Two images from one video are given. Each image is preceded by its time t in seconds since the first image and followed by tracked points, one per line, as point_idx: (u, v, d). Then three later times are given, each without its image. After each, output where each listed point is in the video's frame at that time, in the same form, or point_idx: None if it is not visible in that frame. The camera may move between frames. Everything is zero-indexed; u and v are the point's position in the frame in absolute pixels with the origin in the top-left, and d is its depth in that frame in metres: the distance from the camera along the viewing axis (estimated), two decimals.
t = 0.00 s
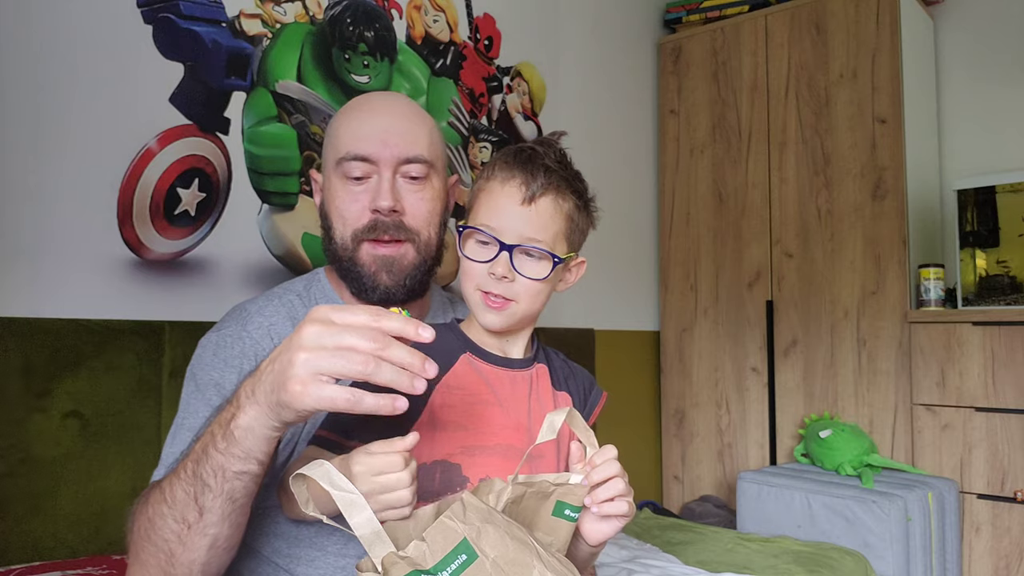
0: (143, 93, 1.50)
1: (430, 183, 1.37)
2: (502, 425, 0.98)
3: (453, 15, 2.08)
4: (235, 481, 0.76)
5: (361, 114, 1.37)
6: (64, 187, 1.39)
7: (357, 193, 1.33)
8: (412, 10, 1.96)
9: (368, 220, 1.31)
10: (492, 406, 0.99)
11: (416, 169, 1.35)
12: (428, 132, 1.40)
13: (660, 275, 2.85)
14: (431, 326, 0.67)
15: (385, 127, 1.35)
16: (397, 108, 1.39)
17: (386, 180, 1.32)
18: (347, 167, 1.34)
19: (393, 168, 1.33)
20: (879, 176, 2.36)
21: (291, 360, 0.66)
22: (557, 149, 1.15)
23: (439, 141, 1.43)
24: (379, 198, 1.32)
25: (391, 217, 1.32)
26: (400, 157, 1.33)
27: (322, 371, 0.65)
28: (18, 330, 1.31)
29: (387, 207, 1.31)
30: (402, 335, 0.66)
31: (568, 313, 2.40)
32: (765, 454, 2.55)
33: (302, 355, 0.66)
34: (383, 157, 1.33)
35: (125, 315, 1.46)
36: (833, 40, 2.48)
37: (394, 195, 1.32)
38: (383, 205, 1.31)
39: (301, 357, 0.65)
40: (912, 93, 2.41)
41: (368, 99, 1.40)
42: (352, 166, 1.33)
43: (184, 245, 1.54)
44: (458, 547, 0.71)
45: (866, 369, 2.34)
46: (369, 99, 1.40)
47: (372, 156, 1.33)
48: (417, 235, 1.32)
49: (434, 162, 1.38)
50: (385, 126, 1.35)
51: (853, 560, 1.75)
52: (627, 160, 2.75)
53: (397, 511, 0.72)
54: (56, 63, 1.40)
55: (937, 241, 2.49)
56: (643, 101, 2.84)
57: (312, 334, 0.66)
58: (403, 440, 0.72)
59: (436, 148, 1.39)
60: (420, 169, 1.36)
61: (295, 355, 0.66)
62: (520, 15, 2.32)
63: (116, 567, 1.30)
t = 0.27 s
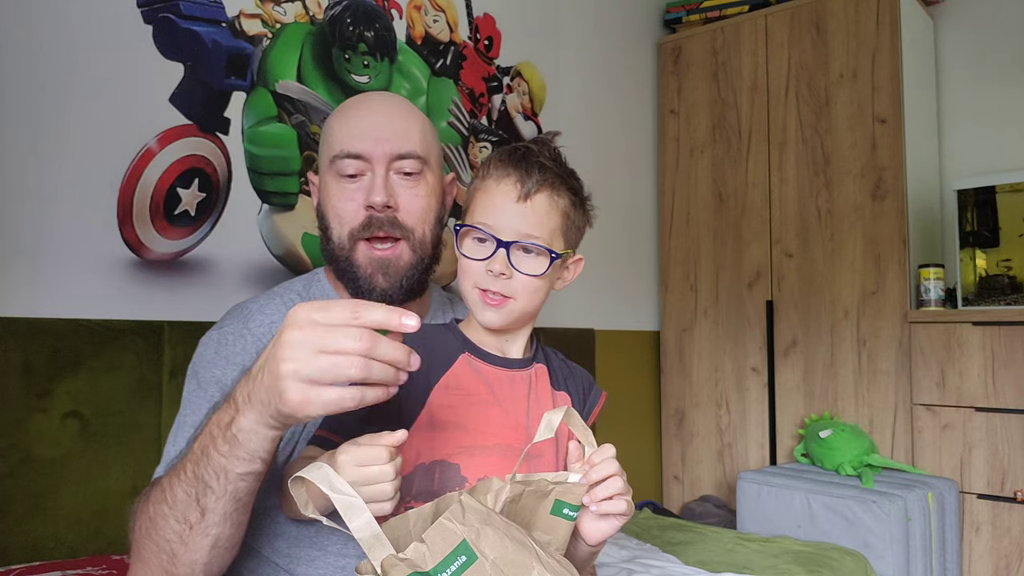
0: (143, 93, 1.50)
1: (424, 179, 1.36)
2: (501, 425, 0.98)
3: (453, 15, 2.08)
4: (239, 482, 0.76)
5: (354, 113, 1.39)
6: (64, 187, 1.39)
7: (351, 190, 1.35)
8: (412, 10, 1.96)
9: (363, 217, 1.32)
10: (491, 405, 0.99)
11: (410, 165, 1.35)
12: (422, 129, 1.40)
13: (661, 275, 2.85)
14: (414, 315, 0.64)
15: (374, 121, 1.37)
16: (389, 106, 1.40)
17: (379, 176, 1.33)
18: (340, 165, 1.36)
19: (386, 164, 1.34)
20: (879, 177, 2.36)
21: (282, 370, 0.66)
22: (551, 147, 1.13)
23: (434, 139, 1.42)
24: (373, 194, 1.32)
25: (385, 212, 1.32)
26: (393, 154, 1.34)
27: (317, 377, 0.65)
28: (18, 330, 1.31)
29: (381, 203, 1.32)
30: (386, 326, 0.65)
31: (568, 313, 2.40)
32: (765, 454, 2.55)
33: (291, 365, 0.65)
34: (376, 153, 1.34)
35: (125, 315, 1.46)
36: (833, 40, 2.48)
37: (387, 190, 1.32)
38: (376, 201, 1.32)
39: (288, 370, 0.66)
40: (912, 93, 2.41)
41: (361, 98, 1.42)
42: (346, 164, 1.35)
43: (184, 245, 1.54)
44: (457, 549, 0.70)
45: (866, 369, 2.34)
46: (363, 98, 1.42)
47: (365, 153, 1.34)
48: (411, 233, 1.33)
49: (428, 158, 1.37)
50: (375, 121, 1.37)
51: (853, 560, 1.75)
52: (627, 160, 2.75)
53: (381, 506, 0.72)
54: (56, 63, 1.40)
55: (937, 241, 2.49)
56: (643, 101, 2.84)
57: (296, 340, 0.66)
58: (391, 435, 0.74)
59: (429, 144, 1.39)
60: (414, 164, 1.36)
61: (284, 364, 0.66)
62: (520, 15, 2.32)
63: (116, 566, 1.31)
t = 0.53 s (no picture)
0: (143, 93, 1.50)
1: (423, 177, 1.40)
2: (501, 425, 0.98)
3: (453, 15, 2.08)
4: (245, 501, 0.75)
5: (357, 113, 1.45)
6: (64, 187, 1.39)
7: (352, 187, 1.38)
8: (412, 10, 1.96)
9: (364, 214, 1.35)
10: (492, 405, 0.99)
11: (409, 161, 1.39)
12: (421, 130, 1.44)
13: (661, 275, 2.85)
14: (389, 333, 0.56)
15: (374, 120, 1.42)
16: (390, 107, 1.46)
17: (379, 172, 1.36)
18: (341, 161, 1.40)
19: (386, 161, 1.37)
20: (879, 177, 2.36)
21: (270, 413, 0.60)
22: (551, 148, 1.14)
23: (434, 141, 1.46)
24: (373, 188, 1.36)
25: (384, 207, 1.35)
26: (393, 151, 1.38)
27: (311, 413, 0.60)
28: (18, 330, 1.31)
29: (380, 197, 1.35)
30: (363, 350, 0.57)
31: (568, 313, 2.40)
32: (765, 454, 2.55)
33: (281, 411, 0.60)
34: (377, 150, 1.38)
35: (125, 315, 1.46)
36: (833, 40, 2.48)
37: (387, 185, 1.36)
38: (376, 195, 1.36)
39: (280, 419, 0.60)
40: (912, 93, 2.41)
41: (363, 100, 1.48)
42: (347, 161, 1.39)
43: (184, 245, 1.54)
44: (459, 550, 0.70)
45: (866, 369, 2.34)
46: (365, 101, 1.48)
47: (366, 149, 1.38)
48: (410, 232, 1.35)
49: (427, 156, 1.42)
50: (374, 120, 1.42)
51: (853, 560, 1.75)
52: (627, 161, 2.75)
53: (383, 509, 0.72)
54: (56, 63, 1.40)
55: (937, 241, 2.49)
56: (643, 101, 2.84)
57: (278, 378, 0.59)
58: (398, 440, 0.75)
59: (428, 143, 1.44)
60: (413, 161, 1.40)
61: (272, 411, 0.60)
62: (520, 15, 2.32)
63: (116, 567, 1.30)
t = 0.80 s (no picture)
0: (143, 94, 1.50)
1: (425, 176, 1.40)
2: (502, 427, 0.98)
3: (453, 15, 2.08)
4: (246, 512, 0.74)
5: (358, 113, 1.43)
6: (64, 187, 1.39)
7: (354, 186, 1.36)
8: (412, 10, 1.96)
9: (366, 214, 1.34)
10: (492, 406, 0.99)
11: (410, 160, 1.38)
12: (421, 129, 1.44)
13: (661, 275, 2.85)
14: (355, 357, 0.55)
15: (374, 119, 1.41)
16: (390, 106, 1.44)
17: (381, 171, 1.35)
18: (342, 161, 1.38)
19: (387, 159, 1.36)
20: (879, 177, 2.36)
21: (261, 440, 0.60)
22: (553, 147, 1.14)
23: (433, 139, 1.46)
24: (375, 187, 1.34)
25: (386, 207, 1.34)
26: (394, 151, 1.37)
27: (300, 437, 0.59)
28: (18, 330, 1.31)
29: (383, 196, 1.34)
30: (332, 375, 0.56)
31: (568, 313, 2.40)
32: (765, 454, 2.55)
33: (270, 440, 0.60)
34: (379, 149, 1.36)
35: (125, 314, 1.46)
36: (833, 40, 2.48)
37: (389, 183, 1.34)
38: (379, 194, 1.34)
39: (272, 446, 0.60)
40: (912, 93, 2.41)
41: (362, 100, 1.46)
42: (349, 160, 1.37)
43: (184, 245, 1.54)
44: (459, 551, 0.70)
45: (866, 369, 2.34)
46: (364, 100, 1.46)
47: (368, 149, 1.37)
48: (411, 232, 1.36)
49: (427, 154, 1.42)
50: (375, 118, 1.41)
51: (853, 560, 1.75)
52: (627, 161, 2.75)
53: (386, 497, 0.77)
54: (56, 63, 1.40)
55: (937, 241, 2.49)
56: (643, 101, 2.84)
57: (260, 407, 0.58)
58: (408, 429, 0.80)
59: (429, 142, 1.43)
60: (414, 159, 1.39)
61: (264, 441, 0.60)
62: (520, 15, 2.32)
63: (116, 567, 1.30)
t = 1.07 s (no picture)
0: (143, 93, 1.50)
1: (425, 177, 1.40)
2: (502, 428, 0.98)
3: (453, 15, 2.08)
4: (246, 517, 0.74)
5: (357, 113, 1.41)
6: (64, 187, 1.39)
7: (354, 187, 1.35)
8: (412, 10, 1.96)
9: (366, 214, 1.34)
10: (492, 406, 0.99)
11: (410, 161, 1.38)
12: (421, 129, 1.43)
13: (661, 274, 2.85)
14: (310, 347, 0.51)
15: (374, 118, 1.39)
16: (389, 105, 1.43)
17: (382, 171, 1.35)
18: (342, 162, 1.37)
19: (388, 160, 1.36)
20: (879, 177, 2.36)
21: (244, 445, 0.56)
22: (555, 147, 1.14)
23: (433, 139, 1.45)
24: (376, 188, 1.34)
25: (387, 208, 1.35)
26: (395, 152, 1.36)
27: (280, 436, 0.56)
28: (17, 330, 1.31)
29: (383, 197, 1.34)
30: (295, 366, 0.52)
31: (568, 313, 2.40)
32: (765, 454, 2.55)
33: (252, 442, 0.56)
34: (379, 150, 1.36)
35: (125, 314, 1.46)
36: (833, 40, 2.48)
37: (390, 185, 1.34)
38: (380, 195, 1.34)
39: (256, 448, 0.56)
40: (912, 93, 2.41)
41: (362, 99, 1.44)
42: (348, 162, 1.36)
43: (184, 245, 1.54)
44: (461, 552, 0.70)
45: (866, 369, 2.34)
46: (364, 99, 1.44)
47: (368, 150, 1.36)
48: (411, 233, 1.36)
49: (427, 154, 1.41)
50: (374, 118, 1.39)
51: (853, 560, 1.75)
52: (627, 161, 2.75)
53: (388, 501, 0.77)
54: (56, 63, 1.40)
55: (937, 241, 2.49)
56: (643, 101, 2.84)
57: (234, 409, 0.54)
58: (413, 433, 0.81)
59: (429, 142, 1.42)
60: (415, 160, 1.39)
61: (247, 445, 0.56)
62: (520, 15, 2.32)
63: (116, 567, 1.30)
